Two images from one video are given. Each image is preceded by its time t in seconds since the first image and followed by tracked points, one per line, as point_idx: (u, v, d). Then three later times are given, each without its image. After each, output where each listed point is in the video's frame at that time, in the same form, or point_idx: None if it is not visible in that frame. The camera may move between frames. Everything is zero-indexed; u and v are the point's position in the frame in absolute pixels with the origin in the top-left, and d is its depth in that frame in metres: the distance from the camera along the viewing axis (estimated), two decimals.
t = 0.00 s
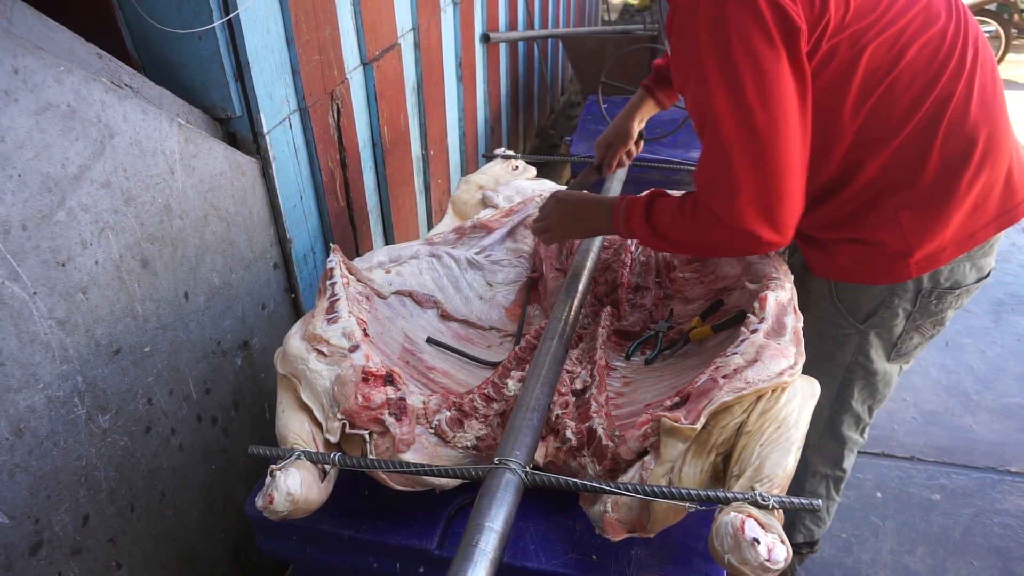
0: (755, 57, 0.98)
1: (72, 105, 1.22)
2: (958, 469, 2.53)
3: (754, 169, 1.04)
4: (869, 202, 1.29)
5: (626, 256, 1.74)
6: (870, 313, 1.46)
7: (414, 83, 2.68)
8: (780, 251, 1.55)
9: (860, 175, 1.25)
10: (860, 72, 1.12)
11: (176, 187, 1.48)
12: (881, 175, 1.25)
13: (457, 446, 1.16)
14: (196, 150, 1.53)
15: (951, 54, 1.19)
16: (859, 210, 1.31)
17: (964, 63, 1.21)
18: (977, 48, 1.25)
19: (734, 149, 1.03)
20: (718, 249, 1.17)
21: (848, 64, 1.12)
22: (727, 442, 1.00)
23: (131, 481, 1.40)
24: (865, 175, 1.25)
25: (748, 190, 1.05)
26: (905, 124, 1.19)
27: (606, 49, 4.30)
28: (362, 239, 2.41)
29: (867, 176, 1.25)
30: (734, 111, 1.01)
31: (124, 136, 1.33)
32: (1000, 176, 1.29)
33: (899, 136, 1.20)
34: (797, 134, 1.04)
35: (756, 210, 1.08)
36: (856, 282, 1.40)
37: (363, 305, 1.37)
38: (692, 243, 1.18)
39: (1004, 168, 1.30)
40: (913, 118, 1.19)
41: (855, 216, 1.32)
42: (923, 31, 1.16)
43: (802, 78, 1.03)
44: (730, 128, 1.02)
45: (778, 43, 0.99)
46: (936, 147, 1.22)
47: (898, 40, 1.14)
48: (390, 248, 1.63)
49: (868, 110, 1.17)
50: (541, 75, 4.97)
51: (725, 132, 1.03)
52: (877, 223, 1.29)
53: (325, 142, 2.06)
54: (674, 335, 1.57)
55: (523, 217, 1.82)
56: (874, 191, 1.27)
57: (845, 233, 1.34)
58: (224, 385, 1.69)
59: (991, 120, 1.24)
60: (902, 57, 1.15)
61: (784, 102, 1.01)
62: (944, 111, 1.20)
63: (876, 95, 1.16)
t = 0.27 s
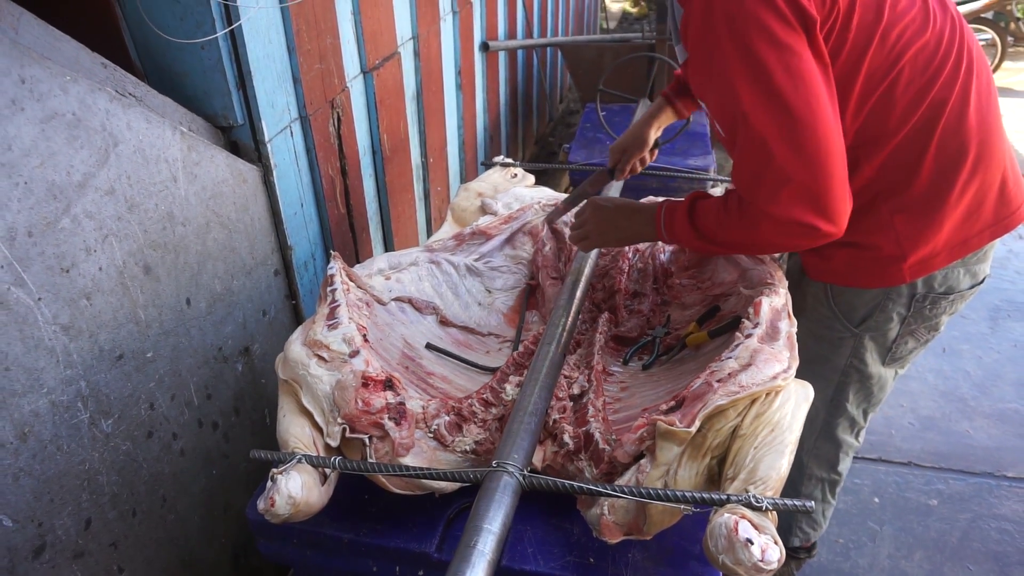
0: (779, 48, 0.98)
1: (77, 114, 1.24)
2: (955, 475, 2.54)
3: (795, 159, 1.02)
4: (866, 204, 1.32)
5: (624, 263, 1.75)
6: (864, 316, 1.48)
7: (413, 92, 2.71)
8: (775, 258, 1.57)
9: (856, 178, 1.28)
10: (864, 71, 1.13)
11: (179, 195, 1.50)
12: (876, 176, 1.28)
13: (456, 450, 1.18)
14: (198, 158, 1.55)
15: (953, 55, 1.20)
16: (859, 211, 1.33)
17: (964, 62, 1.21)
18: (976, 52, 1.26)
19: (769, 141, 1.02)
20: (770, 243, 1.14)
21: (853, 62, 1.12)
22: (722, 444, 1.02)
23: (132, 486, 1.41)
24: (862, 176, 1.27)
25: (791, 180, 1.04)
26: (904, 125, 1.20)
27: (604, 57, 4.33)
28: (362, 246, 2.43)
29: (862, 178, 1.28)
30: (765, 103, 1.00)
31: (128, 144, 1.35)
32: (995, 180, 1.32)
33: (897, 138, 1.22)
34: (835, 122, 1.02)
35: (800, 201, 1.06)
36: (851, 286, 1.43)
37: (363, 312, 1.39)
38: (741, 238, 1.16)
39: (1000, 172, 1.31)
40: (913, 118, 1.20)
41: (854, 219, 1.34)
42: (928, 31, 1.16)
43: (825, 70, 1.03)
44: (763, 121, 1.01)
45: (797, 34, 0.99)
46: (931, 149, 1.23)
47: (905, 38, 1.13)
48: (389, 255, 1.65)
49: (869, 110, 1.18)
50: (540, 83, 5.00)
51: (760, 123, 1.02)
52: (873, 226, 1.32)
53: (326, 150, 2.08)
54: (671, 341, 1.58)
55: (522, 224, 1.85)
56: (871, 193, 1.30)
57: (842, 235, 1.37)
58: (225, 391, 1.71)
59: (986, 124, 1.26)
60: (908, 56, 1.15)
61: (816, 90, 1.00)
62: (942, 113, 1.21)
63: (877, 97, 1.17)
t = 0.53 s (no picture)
0: (777, 47, 0.99)
1: (81, 123, 1.26)
2: (951, 480, 2.55)
3: (790, 156, 1.03)
4: (862, 206, 1.34)
5: (620, 269, 1.76)
6: (857, 318, 1.51)
7: (412, 100, 2.73)
8: (769, 264, 1.59)
9: (852, 180, 1.30)
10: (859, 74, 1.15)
11: (181, 202, 1.52)
12: (872, 179, 1.30)
13: (454, 453, 1.20)
14: (200, 165, 1.57)
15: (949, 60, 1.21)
16: (854, 212, 1.35)
17: (962, 67, 1.23)
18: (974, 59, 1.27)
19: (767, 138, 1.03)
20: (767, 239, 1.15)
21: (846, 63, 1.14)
22: (715, 447, 1.03)
23: (133, 490, 1.42)
24: (857, 178, 1.29)
25: (786, 177, 1.05)
26: (897, 129, 1.22)
27: (602, 66, 4.36)
28: (362, 253, 2.45)
29: (858, 180, 1.30)
30: (764, 100, 1.01)
31: (131, 152, 1.37)
32: (989, 187, 1.34)
33: (889, 140, 1.24)
34: (830, 120, 1.04)
35: (794, 197, 1.07)
36: (847, 286, 1.46)
37: (362, 317, 1.40)
38: (738, 234, 1.17)
39: (994, 180, 1.33)
40: (907, 121, 1.22)
41: (850, 220, 1.36)
42: (925, 35, 1.18)
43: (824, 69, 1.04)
44: (761, 119, 1.02)
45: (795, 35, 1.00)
46: (925, 154, 1.25)
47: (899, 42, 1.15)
48: (390, 261, 1.67)
49: (862, 114, 1.20)
50: (539, 92, 5.04)
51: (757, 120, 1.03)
52: (869, 228, 1.34)
53: (326, 158, 2.10)
54: (667, 346, 1.60)
55: (521, 230, 1.85)
56: (867, 195, 1.32)
57: (838, 236, 1.40)
58: (225, 396, 1.72)
59: (980, 131, 1.28)
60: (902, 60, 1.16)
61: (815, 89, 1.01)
62: (936, 118, 1.23)
63: (873, 100, 1.19)
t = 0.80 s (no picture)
0: (748, 46, 1.03)
1: (84, 128, 1.27)
2: (948, 485, 2.56)
3: (735, 154, 1.08)
4: (858, 211, 1.35)
5: (616, 273, 1.78)
6: (853, 318, 1.52)
7: (411, 107, 2.76)
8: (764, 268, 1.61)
9: (848, 184, 1.31)
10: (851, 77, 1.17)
11: (182, 207, 1.54)
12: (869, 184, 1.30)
13: (451, 454, 1.21)
14: (200, 170, 1.58)
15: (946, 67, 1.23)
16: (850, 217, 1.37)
17: (959, 74, 1.25)
18: (971, 65, 1.29)
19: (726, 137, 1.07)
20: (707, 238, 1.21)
21: (839, 66, 1.16)
22: (709, 447, 1.05)
23: (133, 492, 1.43)
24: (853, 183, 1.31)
25: (736, 177, 1.10)
26: (894, 133, 1.24)
27: (600, 73, 4.40)
28: (361, 258, 2.47)
29: (854, 185, 1.31)
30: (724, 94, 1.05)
31: (133, 157, 1.39)
32: (984, 191, 1.35)
33: (887, 144, 1.25)
34: (779, 123, 1.08)
35: (732, 194, 1.12)
36: (843, 288, 1.48)
37: (361, 319, 1.42)
38: (682, 231, 1.22)
39: (990, 185, 1.35)
40: (903, 126, 1.23)
41: (845, 223, 1.38)
42: (921, 41, 1.20)
43: (800, 72, 1.07)
44: (723, 116, 1.06)
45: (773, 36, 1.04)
46: (922, 158, 1.27)
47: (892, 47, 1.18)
48: (389, 265, 1.67)
49: (858, 116, 1.22)
50: (538, 99, 5.07)
51: (718, 118, 1.07)
52: (864, 232, 1.35)
53: (326, 164, 2.12)
54: (663, 350, 1.61)
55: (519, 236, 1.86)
56: (865, 200, 1.33)
57: (835, 239, 1.41)
58: (225, 399, 1.73)
59: (976, 137, 1.30)
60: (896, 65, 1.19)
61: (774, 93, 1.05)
62: (934, 123, 1.24)
63: (868, 104, 1.21)
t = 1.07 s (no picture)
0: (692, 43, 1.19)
1: (91, 130, 1.30)
2: (946, 487, 2.58)
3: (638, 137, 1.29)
4: (855, 214, 1.38)
5: (616, 275, 1.80)
6: (851, 320, 1.54)
7: (412, 112, 2.78)
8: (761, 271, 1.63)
9: (841, 185, 1.35)
10: (831, 76, 1.24)
11: (186, 209, 1.56)
12: (863, 187, 1.34)
13: (452, 452, 1.23)
14: (204, 173, 1.61)
15: (942, 71, 1.26)
16: (846, 220, 1.39)
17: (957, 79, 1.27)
18: (973, 72, 1.31)
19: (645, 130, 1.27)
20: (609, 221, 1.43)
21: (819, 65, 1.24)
22: (706, 443, 1.06)
23: (136, 491, 1.45)
24: (846, 184, 1.34)
25: (637, 166, 1.31)
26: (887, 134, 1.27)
27: (599, 80, 4.43)
28: (362, 262, 2.49)
29: (848, 186, 1.34)
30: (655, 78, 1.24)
31: (139, 159, 1.41)
32: (982, 196, 1.37)
33: (880, 145, 1.28)
34: (687, 120, 1.25)
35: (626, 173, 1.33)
36: (843, 291, 1.50)
37: (363, 320, 1.44)
38: (593, 214, 1.45)
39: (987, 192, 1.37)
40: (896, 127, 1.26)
41: (842, 225, 1.41)
42: (911, 46, 1.25)
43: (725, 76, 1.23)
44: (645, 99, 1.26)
45: (718, 42, 1.18)
46: (918, 161, 1.29)
47: (879, 49, 1.23)
48: (391, 267, 1.69)
49: (846, 115, 1.27)
50: (537, 105, 5.11)
51: (642, 106, 1.27)
52: (862, 234, 1.38)
53: (328, 168, 2.14)
54: (662, 351, 1.63)
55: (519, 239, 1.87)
56: (861, 202, 1.36)
57: (834, 241, 1.44)
58: (228, 400, 1.75)
59: (976, 142, 1.32)
60: (884, 67, 1.24)
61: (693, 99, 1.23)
62: (930, 126, 1.27)
63: (855, 105, 1.26)
